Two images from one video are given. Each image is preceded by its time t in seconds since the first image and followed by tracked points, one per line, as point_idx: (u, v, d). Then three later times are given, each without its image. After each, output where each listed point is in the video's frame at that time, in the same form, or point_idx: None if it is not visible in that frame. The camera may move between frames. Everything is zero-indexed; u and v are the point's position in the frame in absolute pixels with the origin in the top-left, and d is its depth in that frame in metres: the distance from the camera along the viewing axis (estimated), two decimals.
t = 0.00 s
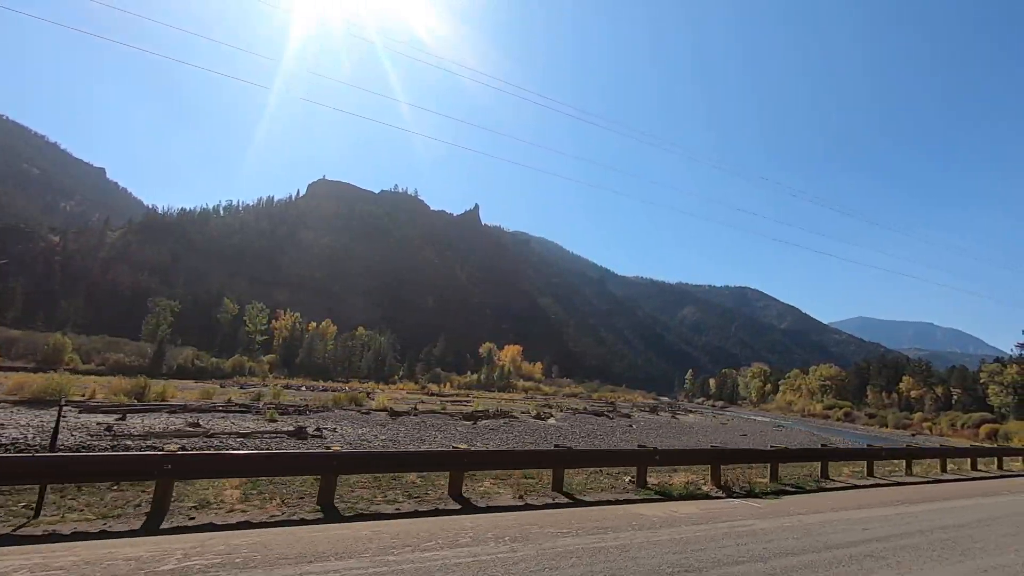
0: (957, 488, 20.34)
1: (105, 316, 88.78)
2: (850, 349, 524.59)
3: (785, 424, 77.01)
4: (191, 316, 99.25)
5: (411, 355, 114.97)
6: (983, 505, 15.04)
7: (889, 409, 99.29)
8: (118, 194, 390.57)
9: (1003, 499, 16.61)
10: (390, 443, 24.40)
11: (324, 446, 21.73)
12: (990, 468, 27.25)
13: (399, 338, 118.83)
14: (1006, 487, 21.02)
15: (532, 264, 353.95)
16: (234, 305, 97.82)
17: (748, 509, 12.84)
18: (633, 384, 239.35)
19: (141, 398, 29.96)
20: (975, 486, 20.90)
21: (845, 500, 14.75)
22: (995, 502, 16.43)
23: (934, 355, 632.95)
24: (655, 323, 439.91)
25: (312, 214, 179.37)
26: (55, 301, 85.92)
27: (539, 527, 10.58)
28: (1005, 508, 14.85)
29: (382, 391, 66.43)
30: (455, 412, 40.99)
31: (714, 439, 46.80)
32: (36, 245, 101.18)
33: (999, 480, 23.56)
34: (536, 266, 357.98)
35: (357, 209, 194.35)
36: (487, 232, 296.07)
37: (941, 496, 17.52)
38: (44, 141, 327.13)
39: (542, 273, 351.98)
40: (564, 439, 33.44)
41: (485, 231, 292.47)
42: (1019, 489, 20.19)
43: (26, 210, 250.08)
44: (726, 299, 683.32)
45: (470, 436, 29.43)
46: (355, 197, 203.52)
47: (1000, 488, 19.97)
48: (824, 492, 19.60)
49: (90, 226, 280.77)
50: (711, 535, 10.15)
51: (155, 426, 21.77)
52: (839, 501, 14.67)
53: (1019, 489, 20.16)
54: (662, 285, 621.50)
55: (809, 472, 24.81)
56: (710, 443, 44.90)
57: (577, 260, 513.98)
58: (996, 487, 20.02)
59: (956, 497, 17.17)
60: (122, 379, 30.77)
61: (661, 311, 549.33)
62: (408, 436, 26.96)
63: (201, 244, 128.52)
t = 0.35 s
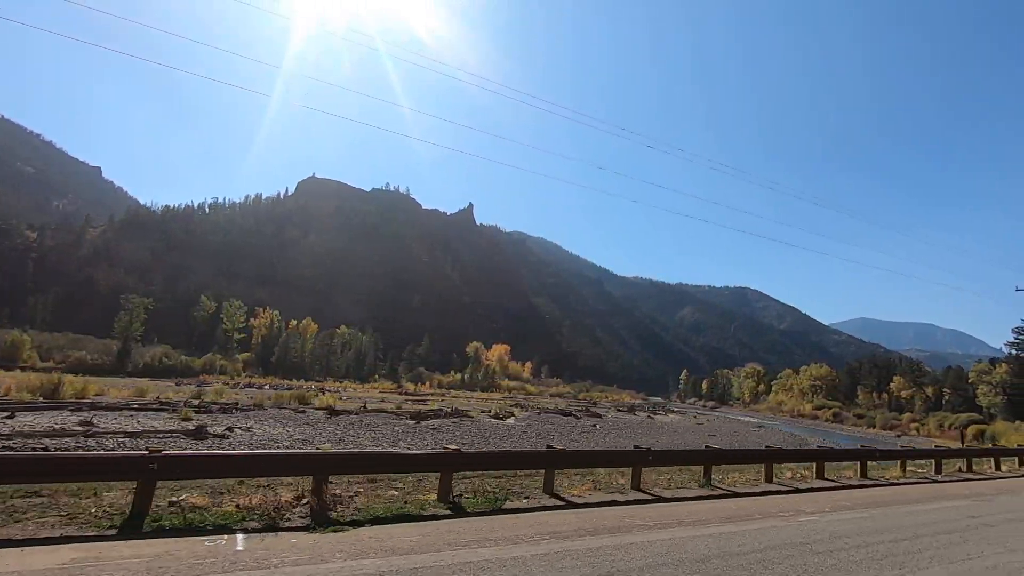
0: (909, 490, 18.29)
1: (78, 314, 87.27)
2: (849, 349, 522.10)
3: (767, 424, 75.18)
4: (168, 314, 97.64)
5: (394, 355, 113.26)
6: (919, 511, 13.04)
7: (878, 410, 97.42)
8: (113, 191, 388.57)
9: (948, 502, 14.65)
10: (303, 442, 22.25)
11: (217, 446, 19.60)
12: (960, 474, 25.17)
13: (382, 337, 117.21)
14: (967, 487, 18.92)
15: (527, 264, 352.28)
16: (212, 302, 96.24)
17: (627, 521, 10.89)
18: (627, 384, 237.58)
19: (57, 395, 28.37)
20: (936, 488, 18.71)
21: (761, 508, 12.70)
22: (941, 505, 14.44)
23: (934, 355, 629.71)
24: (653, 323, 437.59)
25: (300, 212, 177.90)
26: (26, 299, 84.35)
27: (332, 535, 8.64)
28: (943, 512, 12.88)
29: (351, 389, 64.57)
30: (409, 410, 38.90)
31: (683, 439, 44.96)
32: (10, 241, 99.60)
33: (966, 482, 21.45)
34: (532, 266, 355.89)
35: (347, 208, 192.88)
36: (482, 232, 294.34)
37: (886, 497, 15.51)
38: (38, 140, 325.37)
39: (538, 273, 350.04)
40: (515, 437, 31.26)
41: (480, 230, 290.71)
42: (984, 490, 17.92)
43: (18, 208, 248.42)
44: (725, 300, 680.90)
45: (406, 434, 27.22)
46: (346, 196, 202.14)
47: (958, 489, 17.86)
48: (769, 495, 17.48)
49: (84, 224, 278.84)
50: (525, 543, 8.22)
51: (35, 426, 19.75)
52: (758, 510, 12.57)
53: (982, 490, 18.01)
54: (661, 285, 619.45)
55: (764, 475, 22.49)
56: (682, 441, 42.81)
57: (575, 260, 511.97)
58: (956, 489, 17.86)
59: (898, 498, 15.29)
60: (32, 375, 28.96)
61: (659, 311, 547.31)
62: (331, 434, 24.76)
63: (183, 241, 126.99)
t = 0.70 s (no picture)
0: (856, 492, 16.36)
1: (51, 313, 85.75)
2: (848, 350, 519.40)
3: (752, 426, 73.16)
4: (146, 312, 96.12)
5: (378, 355, 111.64)
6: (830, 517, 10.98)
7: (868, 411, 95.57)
8: (110, 192, 387.40)
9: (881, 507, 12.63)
10: (201, 443, 20.31)
11: (91, 447, 17.74)
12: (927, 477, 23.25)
13: (366, 337, 115.61)
14: (922, 487, 17.03)
15: (524, 264, 350.74)
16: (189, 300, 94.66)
17: (442, 529, 8.83)
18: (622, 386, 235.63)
19: None
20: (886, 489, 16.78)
21: (636, 514, 10.67)
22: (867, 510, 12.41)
23: (934, 357, 626.52)
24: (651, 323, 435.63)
25: (290, 210, 176.50)
26: None
27: None
28: (857, 519, 10.82)
29: (321, 389, 62.81)
30: (359, 410, 37.01)
31: (651, 440, 43.05)
32: None
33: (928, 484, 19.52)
34: (528, 267, 354.15)
35: (338, 207, 191.61)
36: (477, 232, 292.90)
37: (814, 500, 13.50)
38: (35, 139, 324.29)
39: (535, 273, 348.43)
40: (458, 437, 29.22)
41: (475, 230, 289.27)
42: (937, 491, 15.94)
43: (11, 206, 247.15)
44: (725, 300, 678.54)
45: (331, 434, 25.20)
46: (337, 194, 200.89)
47: (908, 491, 15.90)
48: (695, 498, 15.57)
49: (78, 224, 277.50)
50: (285, 561, 6.37)
51: None
52: (633, 516, 10.54)
53: (937, 491, 16.05)
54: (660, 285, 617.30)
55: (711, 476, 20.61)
56: (651, 442, 40.90)
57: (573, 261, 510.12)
58: (905, 491, 15.90)
59: (828, 503, 13.27)
60: None
61: (658, 312, 545.41)
62: (240, 435, 22.77)
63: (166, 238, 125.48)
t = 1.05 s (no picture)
0: (788, 509, 14.52)
1: (24, 312, 84.47)
2: (849, 351, 516.09)
3: (736, 427, 71.20)
4: (123, 310, 94.66)
5: (362, 354, 109.86)
6: (686, 543, 8.96)
7: (858, 412, 93.81)
8: (108, 189, 386.94)
9: (777, 531, 10.67)
10: (88, 443, 18.63)
11: None
12: (887, 487, 21.36)
13: (350, 336, 114.22)
14: (862, 504, 15.18)
15: (521, 264, 349.34)
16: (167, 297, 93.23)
17: (158, 554, 7.04)
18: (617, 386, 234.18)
19: None
20: (821, 505, 14.95)
21: (444, 532, 8.71)
22: (752, 535, 10.37)
23: (935, 359, 623.66)
24: (650, 323, 433.20)
25: (280, 209, 175.35)
26: None
27: None
28: (718, 547, 8.78)
29: (291, 387, 61.08)
30: (307, 408, 35.30)
31: (617, 439, 41.42)
32: None
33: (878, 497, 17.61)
34: (526, 267, 352.25)
35: (330, 205, 190.37)
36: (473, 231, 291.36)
37: (709, 520, 11.58)
38: (31, 137, 322.78)
39: (532, 273, 346.91)
40: (394, 438, 27.35)
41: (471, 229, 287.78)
42: (870, 511, 13.99)
43: (5, 203, 245.67)
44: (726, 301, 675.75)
45: (247, 434, 23.42)
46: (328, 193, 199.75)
47: (841, 510, 14.03)
48: (601, 512, 13.76)
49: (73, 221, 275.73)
50: None
51: None
52: (440, 535, 8.61)
53: (872, 510, 14.21)
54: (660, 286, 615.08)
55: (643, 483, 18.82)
56: (617, 443, 38.97)
57: (572, 261, 508.45)
58: (837, 508, 14.03)
59: (725, 523, 11.39)
60: None
61: (658, 313, 543.00)
62: (141, 434, 21.06)
63: (150, 236, 124.15)
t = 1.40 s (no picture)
0: (699, 522, 12.81)
1: None
2: (852, 350, 512.36)
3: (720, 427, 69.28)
4: (101, 306, 93.20)
5: (346, 352, 108.34)
6: (499, 569, 7.12)
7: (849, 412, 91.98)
8: (106, 186, 385.23)
9: (646, 548, 8.79)
10: None
11: None
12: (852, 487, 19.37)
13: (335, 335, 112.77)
14: (790, 513, 13.48)
15: (519, 263, 347.44)
16: (146, 294, 92.03)
17: None
18: (613, 386, 232.25)
19: None
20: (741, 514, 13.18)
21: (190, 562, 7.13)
22: (611, 559, 8.49)
23: (938, 360, 618.59)
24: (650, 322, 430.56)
25: (271, 206, 174.06)
26: None
27: None
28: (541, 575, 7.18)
29: (260, 386, 59.60)
30: (249, 405, 33.65)
31: (582, 438, 39.87)
32: None
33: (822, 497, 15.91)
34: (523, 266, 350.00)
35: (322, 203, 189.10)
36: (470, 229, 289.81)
37: (578, 535, 9.81)
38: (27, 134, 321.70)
39: (530, 272, 344.93)
40: (322, 437, 25.53)
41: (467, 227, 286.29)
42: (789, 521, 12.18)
43: None
44: (727, 301, 672.26)
45: (152, 434, 21.72)
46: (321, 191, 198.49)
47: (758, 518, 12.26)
48: (484, 524, 11.95)
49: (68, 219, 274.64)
50: None
51: None
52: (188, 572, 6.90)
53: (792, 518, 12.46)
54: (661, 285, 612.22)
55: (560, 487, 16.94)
56: (580, 444, 37.18)
57: (571, 260, 506.15)
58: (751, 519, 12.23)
59: (594, 545, 9.52)
60: None
61: (658, 313, 539.89)
62: (34, 432, 19.59)
63: (135, 232, 122.91)
